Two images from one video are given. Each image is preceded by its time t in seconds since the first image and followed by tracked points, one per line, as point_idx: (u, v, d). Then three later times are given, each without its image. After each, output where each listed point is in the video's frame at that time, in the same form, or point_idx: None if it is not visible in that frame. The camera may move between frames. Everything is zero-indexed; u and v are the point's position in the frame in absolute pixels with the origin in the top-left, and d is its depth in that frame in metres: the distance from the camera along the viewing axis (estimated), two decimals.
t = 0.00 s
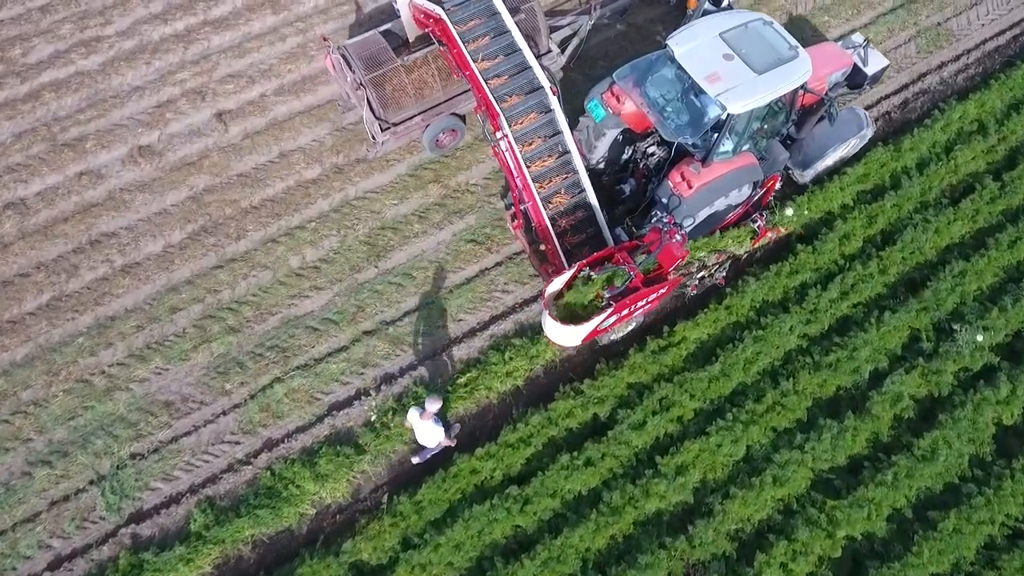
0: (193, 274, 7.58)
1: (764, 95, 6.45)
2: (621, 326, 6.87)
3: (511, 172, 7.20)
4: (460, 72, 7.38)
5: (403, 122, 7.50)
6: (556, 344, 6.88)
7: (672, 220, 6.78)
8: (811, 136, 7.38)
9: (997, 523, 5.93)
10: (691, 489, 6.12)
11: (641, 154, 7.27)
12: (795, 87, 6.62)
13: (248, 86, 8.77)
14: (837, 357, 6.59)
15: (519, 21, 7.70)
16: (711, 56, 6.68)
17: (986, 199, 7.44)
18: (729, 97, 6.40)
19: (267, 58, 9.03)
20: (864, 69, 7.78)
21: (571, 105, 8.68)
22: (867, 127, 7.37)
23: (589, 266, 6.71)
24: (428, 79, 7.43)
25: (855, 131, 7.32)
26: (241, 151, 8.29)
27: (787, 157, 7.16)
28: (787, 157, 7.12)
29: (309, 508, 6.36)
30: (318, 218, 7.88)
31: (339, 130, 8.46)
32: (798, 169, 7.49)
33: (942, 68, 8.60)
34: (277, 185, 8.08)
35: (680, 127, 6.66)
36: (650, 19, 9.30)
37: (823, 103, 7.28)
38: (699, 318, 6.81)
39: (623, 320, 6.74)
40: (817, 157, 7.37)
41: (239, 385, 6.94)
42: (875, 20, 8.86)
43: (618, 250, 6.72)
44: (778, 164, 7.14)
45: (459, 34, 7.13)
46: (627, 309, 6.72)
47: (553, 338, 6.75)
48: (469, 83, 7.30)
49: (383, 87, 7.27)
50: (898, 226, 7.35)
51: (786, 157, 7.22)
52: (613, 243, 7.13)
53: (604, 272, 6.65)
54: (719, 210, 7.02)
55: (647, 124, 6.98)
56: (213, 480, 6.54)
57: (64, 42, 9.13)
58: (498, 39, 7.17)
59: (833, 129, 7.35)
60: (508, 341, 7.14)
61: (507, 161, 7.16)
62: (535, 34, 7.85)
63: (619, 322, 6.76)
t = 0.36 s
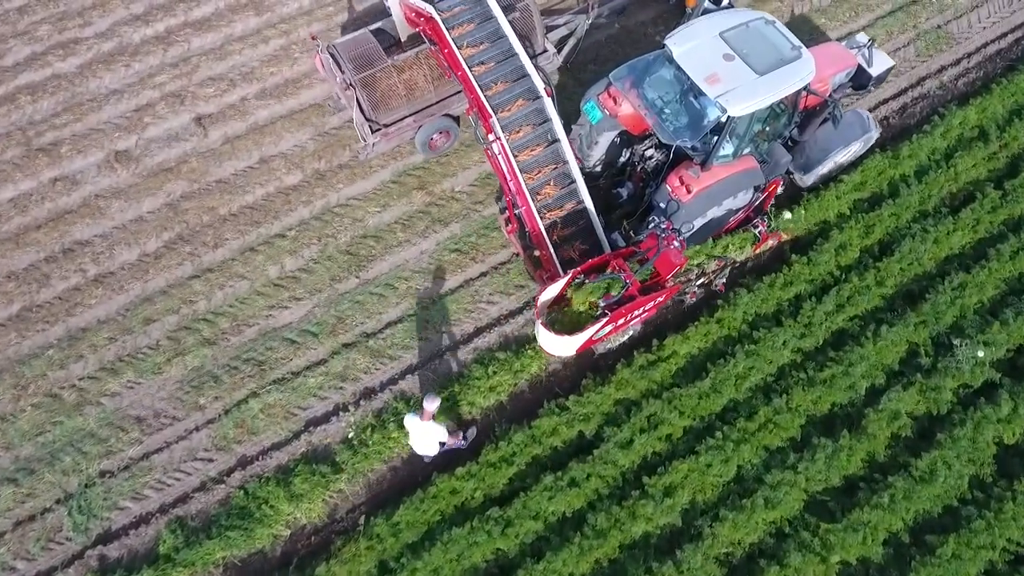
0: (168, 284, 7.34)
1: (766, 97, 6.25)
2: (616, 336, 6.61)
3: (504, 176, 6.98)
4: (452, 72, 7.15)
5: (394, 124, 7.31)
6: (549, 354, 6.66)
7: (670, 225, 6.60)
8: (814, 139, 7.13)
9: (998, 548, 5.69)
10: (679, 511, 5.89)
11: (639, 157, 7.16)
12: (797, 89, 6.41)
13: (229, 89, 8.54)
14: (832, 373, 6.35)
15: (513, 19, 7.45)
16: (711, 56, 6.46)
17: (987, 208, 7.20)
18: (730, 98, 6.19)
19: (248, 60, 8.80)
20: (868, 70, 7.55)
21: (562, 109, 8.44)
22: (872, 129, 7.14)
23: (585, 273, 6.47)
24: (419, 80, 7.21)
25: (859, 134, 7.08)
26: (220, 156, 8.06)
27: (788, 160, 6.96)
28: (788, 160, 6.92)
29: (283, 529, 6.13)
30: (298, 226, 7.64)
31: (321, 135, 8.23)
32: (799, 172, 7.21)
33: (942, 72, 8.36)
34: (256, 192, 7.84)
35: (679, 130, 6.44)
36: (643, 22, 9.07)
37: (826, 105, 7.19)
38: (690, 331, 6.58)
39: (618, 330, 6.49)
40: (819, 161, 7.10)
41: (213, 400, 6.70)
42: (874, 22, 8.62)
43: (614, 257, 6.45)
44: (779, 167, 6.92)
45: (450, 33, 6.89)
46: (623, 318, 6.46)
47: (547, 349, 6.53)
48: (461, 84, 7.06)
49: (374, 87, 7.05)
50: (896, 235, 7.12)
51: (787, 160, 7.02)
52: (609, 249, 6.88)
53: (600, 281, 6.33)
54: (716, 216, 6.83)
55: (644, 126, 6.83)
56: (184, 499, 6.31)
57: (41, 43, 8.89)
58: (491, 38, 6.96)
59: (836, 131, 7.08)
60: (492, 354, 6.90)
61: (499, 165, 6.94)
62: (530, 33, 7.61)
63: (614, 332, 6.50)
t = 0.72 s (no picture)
0: (143, 289, 7.13)
1: (767, 93, 6.06)
2: (612, 339, 6.47)
3: (496, 174, 6.78)
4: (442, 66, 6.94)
5: (385, 120, 7.12)
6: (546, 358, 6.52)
7: (668, 226, 6.46)
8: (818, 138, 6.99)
9: (998, 567, 5.47)
10: (667, 527, 5.68)
11: (636, 154, 6.94)
12: (799, 85, 6.22)
13: (210, 89, 8.32)
14: (826, 384, 6.13)
15: (509, 13, 7.26)
16: (711, 51, 6.27)
17: (987, 213, 6.98)
18: (730, 94, 6.00)
19: (231, 60, 8.59)
20: (872, 66, 7.27)
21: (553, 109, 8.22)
22: (876, 126, 6.99)
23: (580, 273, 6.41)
24: (411, 75, 7.03)
25: (864, 131, 6.93)
26: (200, 158, 7.85)
27: (791, 158, 6.80)
28: (791, 159, 6.77)
29: (256, 544, 5.92)
30: (278, 230, 7.43)
31: (303, 136, 8.02)
32: (803, 172, 7.04)
33: (942, 72, 8.15)
34: (236, 194, 7.64)
35: (677, 127, 6.24)
36: (634, 20, 8.85)
37: (830, 102, 6.87)
38: (679, 340, 6.36)
39: (614, 333, 6.37)
40: (823, 160, 6.96)
41: (187, 410, 6.50)
42: (872, 21, 8.40)
43: (609, 258, 6.33)
44: (782, 166, 6.78)
45: (442, 26, 6.69)
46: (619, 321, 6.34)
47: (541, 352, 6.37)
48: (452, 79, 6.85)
49: (365, 82, 6.89)
50: (893, 241, 6.90)
51: (789, 159, 6.87)
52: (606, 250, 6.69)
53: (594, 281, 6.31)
54: (720, 214, 6.69)
55: (642, 123, 6.67)
56: (155, 513, 6.11)
57: (19, 41, 8.66)
58: (484, 31, 6.74)
59: (840, 129, 6.96)
60: (476, 363, 6.68)
61: (492, 163, 6.73)
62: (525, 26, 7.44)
63: (609, 335, 6.38)
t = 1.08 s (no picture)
0: (118, 295, 6.93)
1: (770, 88, 5.83)
2: (608, 343, 6.27)
3: (490, 172, 6.61)
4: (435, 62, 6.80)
5: (376, 116, 6.95)
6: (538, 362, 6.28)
7: (666, 226, 6.25)
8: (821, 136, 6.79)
9: None
10: (654, 544, 5.47)
11: (634, 153, 6.80)
12: (802, 80, 6.00)
13: (191, 88, 8.12)
14: (820, 395, 5.92)
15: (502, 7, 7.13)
16: (711, 44, 6.04)
17: (987, 218, 6.77)
18: (732, 89, 5.77)
19: (212, 59, 8.38)
20: (876, 62, 7.16)
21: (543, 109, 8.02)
22: (881, 123, 6.82)
23: (574, 275, 6.15)
24: (403, 69, 6.90)
25: (868, 129, 6.74)
26: (179, 160, 7.64)
27: (793, 157, 6.74)
28: (792, 157, 6.70)
29: (228, 561, 5.72)
30: (258, 234, 7.23)
31: (285, 138, 7.81)
32: (806, 171, 6.91)
33: (942, 73, 7.94)
34: (215, 197, 7.43)
35: (676, 124, 6.01)
36: (626, 19, 8.64)
37: (835, 98, 6.66)
38: (668, 350, 6.15)
39: (610, 337, 6.15)
40: (827, 159, 6.80)
41: (160, 420, 6.29)
42: (870, 20, 8.19)
43: (605, 259, 6.14)
44: (783, 165, 6.69)
45: (435, 21, 6.58)
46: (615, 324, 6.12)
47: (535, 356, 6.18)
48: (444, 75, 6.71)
49: (356, 77, 6.75)
50: (890, 246, 6.69)
51: (791, 156, 6.79)
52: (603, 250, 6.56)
53: (590, 284, 5.99)
54: (717, 215, 6.52)
55: (639, 122, 6.44)
56: (126, 527, 5.92)
57: None
58: (478, 26, 6.65)
59: (844, 126, 6.78)
60: (459, 371, 6.48)
61: (485, 160, 6.57)
62: (521, 21, 7.27)
63: (605, 339, 6.16)
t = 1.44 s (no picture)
0: (93, 302, 6.72)
1: (775, 85, 5.63)
2: (606, 348, 6.08)
3: (485, 170, 6.48)
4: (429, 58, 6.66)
5: (370, 114, 6.74)
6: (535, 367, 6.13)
7: (667, 227, 6.09)
8: (827, 134, 6.59)
9: None
10: (643, 564, 5.27)
11: (634, 151, 6.58)
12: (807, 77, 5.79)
13: (172, 89, 7.92)
14: (816, 409, 5.72)
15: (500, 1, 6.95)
16: (714, 39, 5.83)
17: (990, 224, 6.55)
18: (735, 86, 5.57)
19: (195, 59, 8.18)
20: (883, 59, 6.96)
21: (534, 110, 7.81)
22: (888, 122, 6.64)
23: (572, 279, 5.96)
24: (398, 65, 6.72)
25: (874, 128, 6.56)
26: (158, 162, 7.43)
27: (798, 155, 6.49)
28: (798, 156, 6.45)
29: None
30: (238, 239, 7.03)
31: (268, 140, 7.61)
32: (811, 171, 6.75)
33: (942, 74, 7.73)
34: (195, 201, 7.23)
35: (677, 122, 5.84)
36: (620, 19, 8.43)
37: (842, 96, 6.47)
38: (658, 361, 5.94)
39: (609, 342, 5.94)
40: (832, 158, 6.63)
41: (133, 432, 6.08)
42: (869, 20, 7.98)
43: (604, 261, 5.97)
44: (788, 163, 6.43)
45: (429, 16, 6.45)
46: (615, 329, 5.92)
47: (532, 360, 6.06)
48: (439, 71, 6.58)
49: (348, 73, 6.56)
50: (889, 253, 6.48)
51: (795, 155, 6.55)
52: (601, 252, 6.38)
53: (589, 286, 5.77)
54: (720, 215, 6.32)
55: (641, 119, 6.32)
56: (96, 544, 5.72)
57: None
58: (475, 21, 6.50)
59: (852, 123, 6.57)
60: (443, 382, 6.27)
61: (480, 158, 6.43)
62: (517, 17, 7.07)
63: (603, 344, 5.96)
